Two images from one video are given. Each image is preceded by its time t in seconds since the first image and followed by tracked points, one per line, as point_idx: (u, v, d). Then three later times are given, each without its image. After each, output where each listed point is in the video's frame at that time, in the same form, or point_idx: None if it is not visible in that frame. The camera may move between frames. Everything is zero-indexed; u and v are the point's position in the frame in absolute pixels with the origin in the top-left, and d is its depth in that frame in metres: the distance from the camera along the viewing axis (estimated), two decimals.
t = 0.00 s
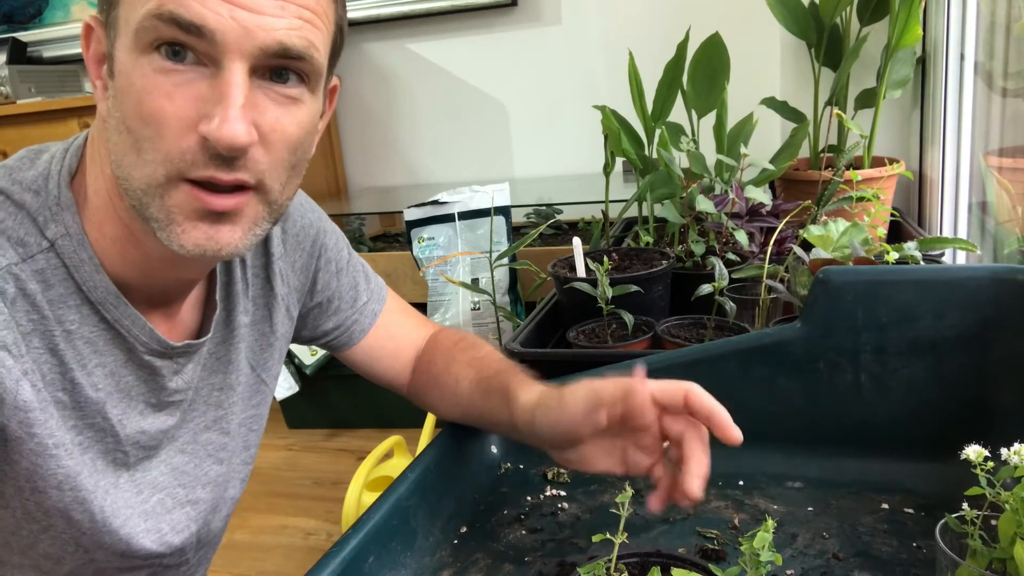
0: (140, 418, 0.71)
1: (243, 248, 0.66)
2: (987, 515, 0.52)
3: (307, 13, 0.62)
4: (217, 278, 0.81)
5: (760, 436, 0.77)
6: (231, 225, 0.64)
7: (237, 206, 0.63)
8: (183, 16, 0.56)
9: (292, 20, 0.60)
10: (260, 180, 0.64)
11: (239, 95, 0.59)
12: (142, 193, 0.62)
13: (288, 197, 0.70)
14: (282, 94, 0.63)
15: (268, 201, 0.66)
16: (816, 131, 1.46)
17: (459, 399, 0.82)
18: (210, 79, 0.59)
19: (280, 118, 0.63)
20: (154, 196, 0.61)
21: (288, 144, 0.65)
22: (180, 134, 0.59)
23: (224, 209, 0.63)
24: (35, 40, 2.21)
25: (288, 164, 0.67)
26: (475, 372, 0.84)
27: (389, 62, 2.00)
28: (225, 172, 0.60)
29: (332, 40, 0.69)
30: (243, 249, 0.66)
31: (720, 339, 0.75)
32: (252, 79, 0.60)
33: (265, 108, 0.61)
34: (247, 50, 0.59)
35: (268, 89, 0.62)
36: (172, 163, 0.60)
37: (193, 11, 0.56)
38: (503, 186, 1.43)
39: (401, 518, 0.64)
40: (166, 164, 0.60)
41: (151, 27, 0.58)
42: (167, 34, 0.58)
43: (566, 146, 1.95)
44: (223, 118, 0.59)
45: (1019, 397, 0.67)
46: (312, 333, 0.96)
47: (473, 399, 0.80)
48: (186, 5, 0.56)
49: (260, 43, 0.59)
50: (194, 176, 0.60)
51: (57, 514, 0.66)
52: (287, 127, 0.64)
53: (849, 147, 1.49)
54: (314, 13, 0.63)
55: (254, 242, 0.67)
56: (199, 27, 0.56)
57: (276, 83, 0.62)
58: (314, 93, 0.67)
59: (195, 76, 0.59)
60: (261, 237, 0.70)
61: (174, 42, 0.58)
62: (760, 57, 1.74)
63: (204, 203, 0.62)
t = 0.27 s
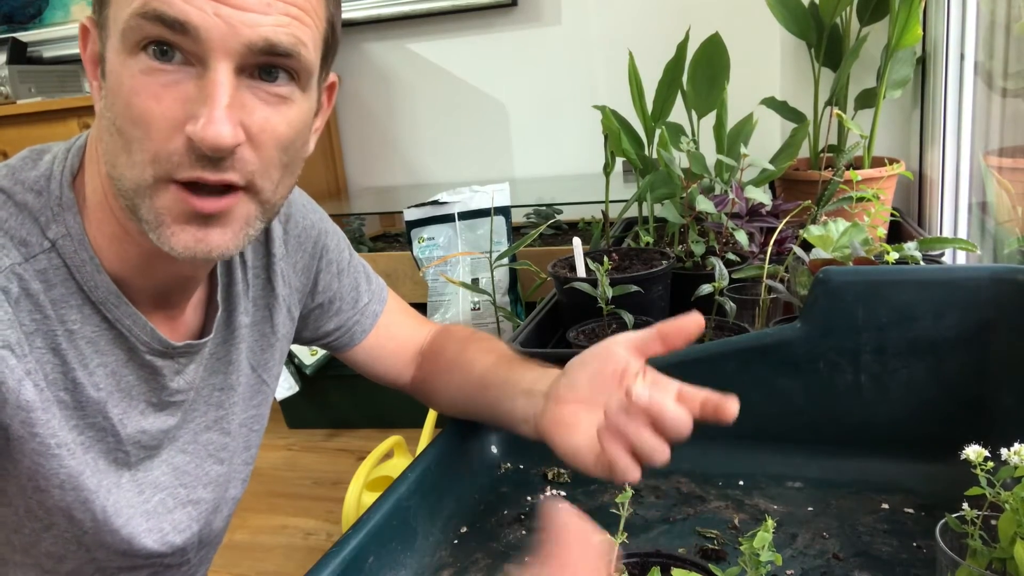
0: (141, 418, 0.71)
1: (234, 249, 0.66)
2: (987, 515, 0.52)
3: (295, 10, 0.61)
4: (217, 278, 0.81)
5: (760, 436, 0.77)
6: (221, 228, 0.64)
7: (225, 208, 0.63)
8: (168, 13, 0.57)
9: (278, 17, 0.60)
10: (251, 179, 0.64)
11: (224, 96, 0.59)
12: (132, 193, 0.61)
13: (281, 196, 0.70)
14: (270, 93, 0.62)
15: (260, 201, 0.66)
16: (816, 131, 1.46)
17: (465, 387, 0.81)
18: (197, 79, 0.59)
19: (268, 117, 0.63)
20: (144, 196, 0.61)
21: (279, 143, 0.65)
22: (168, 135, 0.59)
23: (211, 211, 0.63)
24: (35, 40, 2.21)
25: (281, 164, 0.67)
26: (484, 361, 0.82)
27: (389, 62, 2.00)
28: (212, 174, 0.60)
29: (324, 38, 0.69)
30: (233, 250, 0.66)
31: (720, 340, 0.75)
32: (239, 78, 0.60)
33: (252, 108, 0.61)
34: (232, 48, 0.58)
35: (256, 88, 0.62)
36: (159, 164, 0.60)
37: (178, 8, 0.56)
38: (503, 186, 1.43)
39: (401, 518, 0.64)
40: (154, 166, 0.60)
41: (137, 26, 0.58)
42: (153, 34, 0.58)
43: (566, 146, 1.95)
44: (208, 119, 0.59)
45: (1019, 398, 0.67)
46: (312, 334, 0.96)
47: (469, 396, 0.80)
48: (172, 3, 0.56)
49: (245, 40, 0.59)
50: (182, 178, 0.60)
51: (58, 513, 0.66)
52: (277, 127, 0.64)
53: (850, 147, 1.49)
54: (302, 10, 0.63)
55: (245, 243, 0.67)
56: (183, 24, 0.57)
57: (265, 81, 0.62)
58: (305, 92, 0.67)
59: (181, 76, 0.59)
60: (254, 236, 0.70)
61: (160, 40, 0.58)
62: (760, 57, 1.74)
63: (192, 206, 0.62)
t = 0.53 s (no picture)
0: (142, 421, 0.71)
1: (250, 233, 0.65)
2: (986, 515, 0.52)
3: (300, 12, 0.62)
4: (217, 279, 0.81)
5: (761, 436, 0.77)
6: (236, 208, 0.63)
7: (244, 190, 0.62)
8: (174, 20, 0.57)
9: (284, 19, 0.60)
10: (265, 173, 0.64)
11: (234, 100, 0.59)
12: (141, 185, 0.61)
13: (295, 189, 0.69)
14: (279, 95, 0.62)
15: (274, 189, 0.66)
16: (816, 131, 1.46)
17: (460, 388, 0.81)
18: (204, 84, 0.59)
19: (278, 120, 0.63)
20: (154, 185, 0.60)
21: (290, 143, 0.65)
22: (175, 138, 0.59)
23: (230, 192, 0.62)
24: (35, 40, 2.21)
25: (294, 163, 0.66)
26: (479, 361, 0.83)
27: (389, 62, 2.00)
28: (225, 174, 0.60)
29: (327, 39, 0.69)
30: (251, 233, 0.65)
31: (720, 340, 0.75)
32: (247, 82, 0.60)
33: (261, 111, 0.61)
34: (240, 52, 0.59)
35: (264, 91, 0.62)
36: (164, 161, 0.60)
37: (185, 14, 0.56)
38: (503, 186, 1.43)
39: (401, 519, 0.64)
40: (163, 160, 0.60)
41: (143, 33, 0.58)
42: (158, 40, 0.58)
43: (566, 146, 1.95)
44: (219, 124, 0.59)
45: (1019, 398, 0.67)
46: (310, 338, 0.96)
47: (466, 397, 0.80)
48: (178, 9, 0.56)
49: (253, 44, 0.59)
50: (190, 173, 0.60)
51: (56, 514, 0.67)
52: (287, 129, 0.64)
53: (850, 147, 1.49)
54: (307, 11, 0.63)
55: (262, 228, 0.66)
56: (191, 30, 0.57)
57: (273, 84, 0.62)
58: (312, 92, 0.67)
59: (189, 82, 0.59)
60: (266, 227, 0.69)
61: (166, 46, 0.58)
62: (760, 57, 1.74)
63: (209, 187, 0.61)
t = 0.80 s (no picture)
0: (140, 420, 0.71)
1: (280, 232, 0.66)
2: (986, 515, 0.52)
3: (316, 20, 0.61)
4: (215, 278, 0.80)
5: (761, 436, 0.77)
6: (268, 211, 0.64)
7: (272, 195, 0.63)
8: (200, 39, 0.56)
9: (303, 31, 0.60)
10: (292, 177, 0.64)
11: (264, 115, 0.59)
12: (170, 202, 0.62)
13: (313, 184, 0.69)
14: (299, 103, 0.62)
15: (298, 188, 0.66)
16: (816, 131, 1.46)
17: (451, 400, 0.83)
18: (231, 100, 0.59)
19: (300, 128, 0.63)
20: (184, 203, 0.61)
21: (312, 147, 0.65)
22: (205, 154, 0.59)
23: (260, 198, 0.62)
24: (35, 40, 2.21)
25: (314, 163, 0.67)
26: (471, 374, 0.84)
27: (389, 62, 2.00)
28: (258, 185, 0.61)
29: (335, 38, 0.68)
30: (280, 233, 0.66)
31: (721, 340, 0.75)
32: (271, 94, 0.60)
33: (287, 121, 0.61)
34: (266, 68, 0.58)
35: (288, 102, 0.62)
36: (194, 177, 0.60)
37: (211, 33, 0.56)
38: (503, 186, 1.43)
39: (402, 520, 0.64)
40: (193, 177, 0.60)
41: (166, 52, 0.57)
42: (183, 58, 0.57)
43: (567, 146, 1.95)
44: (252, 140, 0.59)
45: (1019, 398, 0.67)
46: (313, 334, 0.96)
47: (468, 401, 0.81)
48: (202, 27, 0.56)
49: (278, 58, 0.58)
50: (221, 187, 0.61)
51: (54, 513, 0.67)
52: (309, 134, 0.64)
53: (849, 147, 1.49)
54: (322, 18, 0.62)
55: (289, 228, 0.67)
56: (218, 48, 0.56)
57: (292, 93, 0.62)
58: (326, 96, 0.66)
59: (215, 99, 0.59)
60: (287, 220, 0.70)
61: (190, 64, 0.58)
62: (760, 57, 1.74)
63: (241, 198, 0.62)
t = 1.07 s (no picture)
0: (147, 420, 0.71)
1: (275, 239, 0.66)
2: (987, 515, 0.52)
3: (315, 22, 0.61)
4: (220, 279, 0.80)
5: (761, 436, 0.77)
6: (262, 215, 0.64)
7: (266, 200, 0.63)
8: (194, 36, 0.56)
9: (301, 32, 0.60)
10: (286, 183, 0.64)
11: (256, 113, 0.59)
12: (165, 204, 0.62)
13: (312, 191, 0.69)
14: (296, 105, 0.62)
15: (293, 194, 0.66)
16: (816, 131, 1.46)
17: (452, 401, 0.84)
18: (225, 99, 0.59)
19: (295, 131, 0.63)
20: (178, 205, 0.62)
21: (308, 150, 0.65)
22: (198, 154, 0.60)
23: (253, 203, 0.63)
24: (35, 40, 2.21)
25: (309, 168, 0.67)
26: (472, 375, 0.85)
27: (389, 62, 2.00)
28: (249, 188, 0.61)
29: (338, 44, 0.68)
30: (274, 240, 0.66)
31: (723, 340, 0.75)
32: (266, 94, 0.60)
33: (281, 122, 0.61)
34: (260, 67, 0.58)
35: (283, 103, 0.62)
36: (190, 178, 0.60)
37: (205, 30, 0.56)
38: (503, 186, 1.43)
39: (401, 518, 0.64)
40: (186, 179, 0.60)
41: (161, 48, 0.58)
42: (178, 55, 0.58)
43: (567, 146, 1.95)
44: (243, 138, 0.59)
45: (1019, 398, 0.67)
46: (317, 333, 0.97)
47: (469, 402, 0.82)
48: (197, 25, 0.56)
49: (273, 59, 0.59)
50: (216, 189, 0.61)
51: (62, 514, 0.67)
52: (304, 137, 0.64)
53: (850, 147, 1.49)
54: (321, 20, 0.62)
55: (284, 234, 0.67)
56: (211, 46, 0.56)
57: (289, 94, 0.62)
58: (326, 100, 0.66)
59: (209, 97, 0.59)
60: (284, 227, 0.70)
61: (184, 61, 0.58)
62: (760, 57, 1.74)
63: (233, 203, 0.62)
